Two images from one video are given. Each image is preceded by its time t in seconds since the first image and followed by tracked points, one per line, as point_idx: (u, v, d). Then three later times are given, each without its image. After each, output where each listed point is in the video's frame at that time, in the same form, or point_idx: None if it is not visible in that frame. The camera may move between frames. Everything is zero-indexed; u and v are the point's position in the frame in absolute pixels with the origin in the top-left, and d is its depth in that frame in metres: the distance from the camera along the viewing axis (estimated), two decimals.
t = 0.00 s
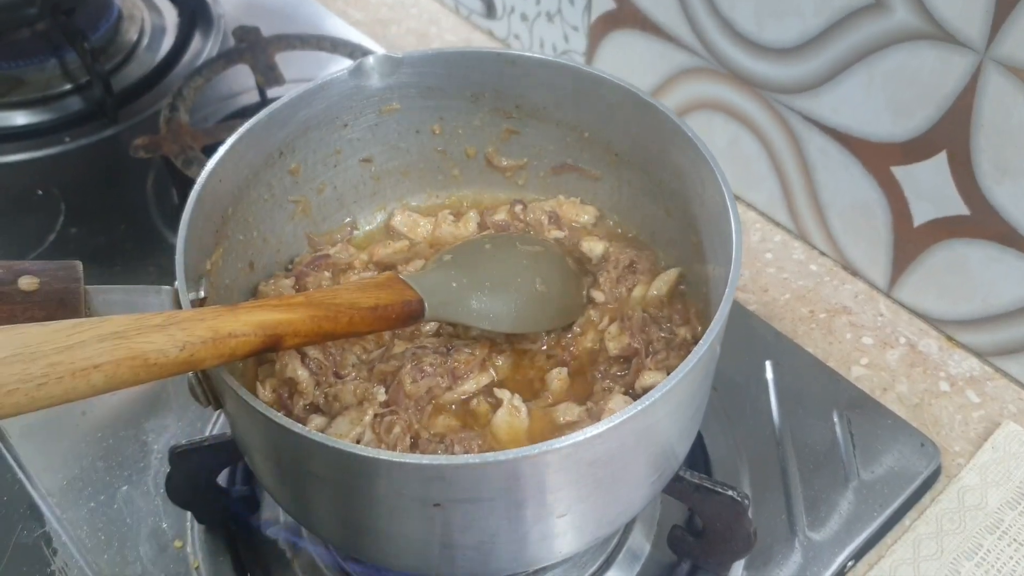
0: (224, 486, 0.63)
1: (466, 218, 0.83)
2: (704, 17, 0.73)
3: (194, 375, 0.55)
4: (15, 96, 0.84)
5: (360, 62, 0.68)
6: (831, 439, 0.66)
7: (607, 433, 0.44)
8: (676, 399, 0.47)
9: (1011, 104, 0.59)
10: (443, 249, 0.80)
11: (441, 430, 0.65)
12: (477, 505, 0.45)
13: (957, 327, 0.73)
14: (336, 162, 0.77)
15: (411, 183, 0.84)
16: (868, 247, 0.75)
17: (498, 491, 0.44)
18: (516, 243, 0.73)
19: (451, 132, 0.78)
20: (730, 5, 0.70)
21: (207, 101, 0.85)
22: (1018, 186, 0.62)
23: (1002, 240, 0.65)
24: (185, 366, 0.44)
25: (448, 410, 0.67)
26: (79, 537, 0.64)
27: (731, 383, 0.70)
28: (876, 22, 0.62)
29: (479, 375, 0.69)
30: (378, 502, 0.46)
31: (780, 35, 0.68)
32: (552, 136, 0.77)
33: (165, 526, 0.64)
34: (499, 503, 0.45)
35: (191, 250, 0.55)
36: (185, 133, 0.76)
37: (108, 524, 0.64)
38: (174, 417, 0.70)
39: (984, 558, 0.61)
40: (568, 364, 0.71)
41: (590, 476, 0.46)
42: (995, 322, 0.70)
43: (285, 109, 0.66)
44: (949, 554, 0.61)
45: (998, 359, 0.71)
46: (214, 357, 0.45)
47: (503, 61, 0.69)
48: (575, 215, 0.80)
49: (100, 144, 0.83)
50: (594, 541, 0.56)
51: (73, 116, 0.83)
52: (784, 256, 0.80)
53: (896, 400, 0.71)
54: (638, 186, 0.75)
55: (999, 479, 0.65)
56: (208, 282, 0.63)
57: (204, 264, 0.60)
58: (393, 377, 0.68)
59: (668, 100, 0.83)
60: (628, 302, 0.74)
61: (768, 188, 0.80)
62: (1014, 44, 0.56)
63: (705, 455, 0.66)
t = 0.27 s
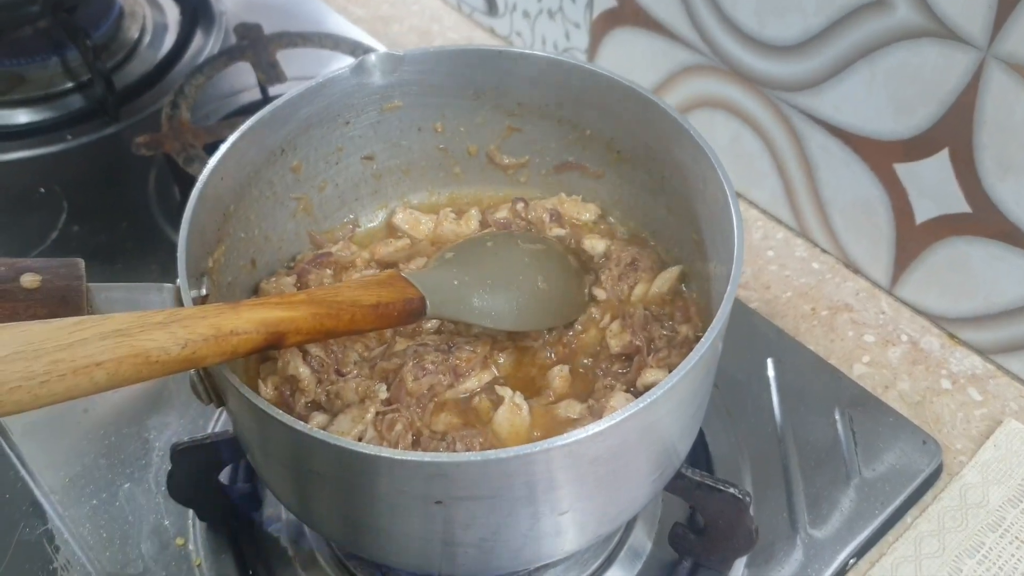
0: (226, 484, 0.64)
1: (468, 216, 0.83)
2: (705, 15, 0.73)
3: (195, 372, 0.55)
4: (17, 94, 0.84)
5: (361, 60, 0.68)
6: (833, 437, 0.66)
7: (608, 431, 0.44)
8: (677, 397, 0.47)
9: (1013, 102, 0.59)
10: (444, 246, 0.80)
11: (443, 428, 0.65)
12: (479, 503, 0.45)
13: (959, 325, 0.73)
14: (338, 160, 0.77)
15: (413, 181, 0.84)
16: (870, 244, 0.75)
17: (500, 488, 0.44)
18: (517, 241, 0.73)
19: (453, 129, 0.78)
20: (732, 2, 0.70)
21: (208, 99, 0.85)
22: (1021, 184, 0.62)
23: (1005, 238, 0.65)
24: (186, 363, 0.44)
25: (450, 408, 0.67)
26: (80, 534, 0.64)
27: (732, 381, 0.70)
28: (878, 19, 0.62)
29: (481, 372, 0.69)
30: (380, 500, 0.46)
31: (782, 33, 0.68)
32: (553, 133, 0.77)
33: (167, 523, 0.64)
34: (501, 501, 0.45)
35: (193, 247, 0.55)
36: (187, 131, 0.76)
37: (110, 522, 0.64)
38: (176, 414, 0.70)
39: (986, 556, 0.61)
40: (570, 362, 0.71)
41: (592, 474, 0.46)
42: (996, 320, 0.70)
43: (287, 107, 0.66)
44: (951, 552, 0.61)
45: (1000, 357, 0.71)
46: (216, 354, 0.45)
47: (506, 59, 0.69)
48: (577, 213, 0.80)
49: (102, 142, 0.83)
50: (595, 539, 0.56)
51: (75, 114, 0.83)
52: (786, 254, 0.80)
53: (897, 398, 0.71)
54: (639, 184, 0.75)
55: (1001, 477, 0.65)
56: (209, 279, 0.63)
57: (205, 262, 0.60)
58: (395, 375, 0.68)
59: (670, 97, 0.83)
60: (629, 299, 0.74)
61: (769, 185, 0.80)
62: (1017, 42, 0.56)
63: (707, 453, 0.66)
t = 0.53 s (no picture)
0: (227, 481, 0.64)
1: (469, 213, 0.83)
2: (707, 12, 0.73)
3: (197, 370, 0.55)
4: (19, 92, 0.84)
5: (363, 57, 0.68)
6: (834, 435, 0.66)
7: (611, 429, 0.44)
8: (680, 394, 0.47)
9: (1016, 100, 0.59)
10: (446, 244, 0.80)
11: (444, 425, 0.65)
12: (481, 500, 0.45)
13: (961, 322, 0.73)
14: (340, 158, 0.77)
15: (414, 179, 0.84)
16: (872, 242, 0.75)
17: (504, 486, 0.45)
18: (520, 238, 0.73)
19: (454, 127, 0.78)
20: None
21: (210, 97, 0.86)
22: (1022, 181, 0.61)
23: (1006, 236, 0.65)
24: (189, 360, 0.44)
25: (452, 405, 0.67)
26: (83, 531, 0.64)
27: (734, 379, 0.70)
28: (880, 16, 0.62)
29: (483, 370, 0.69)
30: (382, 497, 0.46)
31: (783, 30, 0.68)
32: (555, 131, 0.77)
33: (169, 521, 0.64)
34: (503, 498, 0.46)
35: (195, 245, 0.55)
36: (188, 128, 0.76)
37: (112, 519, 0.65)
38: (177, 412, 0.70)
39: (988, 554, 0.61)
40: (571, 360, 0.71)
41: (595, 472, 0.46)
42: (998, 318, 0.70)
43: (289, 105, 0.66)
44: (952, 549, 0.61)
45: (1002, 355, 0.71)
46: (219, 352, 0.45)
47: (507, 57, 0.69)
48: (579, 210, 0.80)
49: (103, 140, 0.83)
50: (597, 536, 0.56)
51: (77, 112, 0.83)
52: (788, 252, 0.80)
53: (899, 396, 0.71)
54: (641, 181, 0.75)
55: (1003, 475, 0.65)
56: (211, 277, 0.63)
57: (207, 260, 0.60)
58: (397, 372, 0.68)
59: (672, 95, 0.83)
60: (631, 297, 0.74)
61: (771, 183, 0.80)
62: (1019, 39, 0.56)
63: (708, 451, 0.66)
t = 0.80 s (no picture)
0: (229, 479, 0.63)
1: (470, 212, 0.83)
2: (709, 11, 0.73)
3: (199, 368, 0.55)
4: (20, 91, 0.84)
5: (365, 56, 0.68)
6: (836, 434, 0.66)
7: (613, 427, 0.44)
8: (683, 392, 0.47)
9: (1018, 98, 0.59)
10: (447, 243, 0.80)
11: (446, 423, 0.65)
12: (484, 499, 0.45)
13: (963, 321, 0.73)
14: (341, 156, 0.77)
15: (416, 177, 0.84)
16: (873, 241, 0.75)
17: (505, 483, 0.44)
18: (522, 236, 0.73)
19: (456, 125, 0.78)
20: None
21: (211, 95, 0.86)
22: None
23: (1008, 234, 0.65)
24: (192, 358, 0.44)
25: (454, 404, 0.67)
26: (85, 529, 0.64)
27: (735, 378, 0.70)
28: (882, 14, 0.62)
29: (485, 368, 0.69)
30: (385, 495, 0.46)
31: (785, 28, 0.68)
32: (556, 129, 0.77)
33: (170, 519, 0.64)
34: (505, 496, 0.46)
35: (196, 243, 0.55)
36: (188, 126, 0.76)
37: (114, 518, 0.65)
38: (179, 411, 0.70)
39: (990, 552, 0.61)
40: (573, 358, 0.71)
41: (597, 470, 0.46)
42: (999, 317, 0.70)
43: (290, 103, 0.66)
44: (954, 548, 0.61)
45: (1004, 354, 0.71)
46: (222, 350, 0.45)
47: (509, 56, 0.69)
48: (580, 209, 0.80)
49: (104, 139, 0.83)
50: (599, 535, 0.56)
51: (78, 111, 0.83)
52: (789, 250, 0.80)
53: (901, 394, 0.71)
54: (642, 179, 0.75)
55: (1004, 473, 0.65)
56: (213, 275, 0.63)
57: (209, 258, 0.60)
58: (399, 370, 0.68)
59: (674, 93, 0.83)
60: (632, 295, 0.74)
61: (772, 182, 0.80)
62: (1021, 37, 0.56)
63: (710, 449, 0.66)
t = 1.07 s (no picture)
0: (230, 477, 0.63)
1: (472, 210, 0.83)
2: (710, 8, 0.73)
3: (200, 367, 0.55)
4: (22, 89, 0.84)
5: (366, 54, 0.68)
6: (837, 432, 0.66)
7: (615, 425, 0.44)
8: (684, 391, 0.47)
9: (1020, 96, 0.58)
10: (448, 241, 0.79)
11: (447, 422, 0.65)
12: (484, 497, 0.46)
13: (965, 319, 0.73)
14: (343, 154, 0.77)
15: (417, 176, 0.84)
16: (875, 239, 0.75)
17: (506, 481, 0.45)
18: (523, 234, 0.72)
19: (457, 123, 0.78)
20: None
21: (213, 94, 0.86)
22: None
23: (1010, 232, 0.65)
24: (193, 358, 0.44)
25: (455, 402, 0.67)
26: (86, 527, 0.64)
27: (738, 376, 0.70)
28: (884, 12, 0.62)
29: (487, 366, 0.69)
30: (386, 492, 0.46)
31: (786, 26, 0.68)
32: (557, 127, 0.76)
33: (172, 517, 0.65)
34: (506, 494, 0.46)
35: (198, 241, 0.55)
36: (190, 124, 0.76)
37: (115, 515, 0.65)
38: (181, 409, 0.71)
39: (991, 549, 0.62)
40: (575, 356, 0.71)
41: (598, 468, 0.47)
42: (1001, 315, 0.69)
43: (291, 101, 0.66)
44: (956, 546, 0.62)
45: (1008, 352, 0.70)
46: (223, 349, 0.45)
47: (510, 55, 0.69)
48: (582, 208, 0.80)
49: (106, 137, 0.83)
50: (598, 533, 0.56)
51: (80, 109, 0.83)
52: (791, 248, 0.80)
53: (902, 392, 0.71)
54: (643, 177, 0.75)
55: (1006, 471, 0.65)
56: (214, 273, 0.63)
57: (210, 257, 0.60)
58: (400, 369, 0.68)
59: (676, 91, 0.82)
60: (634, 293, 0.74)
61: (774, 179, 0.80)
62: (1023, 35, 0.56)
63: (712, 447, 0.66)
